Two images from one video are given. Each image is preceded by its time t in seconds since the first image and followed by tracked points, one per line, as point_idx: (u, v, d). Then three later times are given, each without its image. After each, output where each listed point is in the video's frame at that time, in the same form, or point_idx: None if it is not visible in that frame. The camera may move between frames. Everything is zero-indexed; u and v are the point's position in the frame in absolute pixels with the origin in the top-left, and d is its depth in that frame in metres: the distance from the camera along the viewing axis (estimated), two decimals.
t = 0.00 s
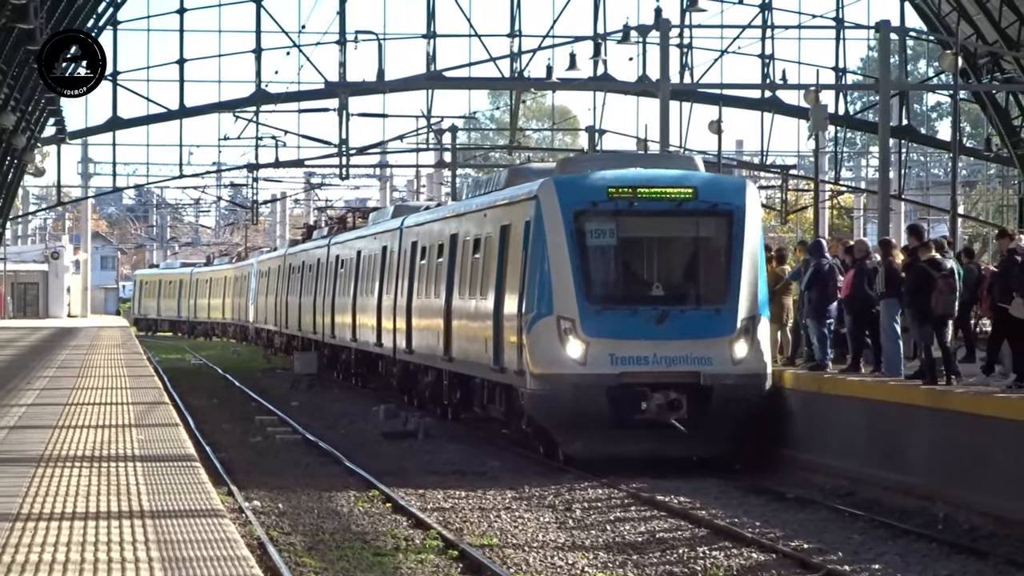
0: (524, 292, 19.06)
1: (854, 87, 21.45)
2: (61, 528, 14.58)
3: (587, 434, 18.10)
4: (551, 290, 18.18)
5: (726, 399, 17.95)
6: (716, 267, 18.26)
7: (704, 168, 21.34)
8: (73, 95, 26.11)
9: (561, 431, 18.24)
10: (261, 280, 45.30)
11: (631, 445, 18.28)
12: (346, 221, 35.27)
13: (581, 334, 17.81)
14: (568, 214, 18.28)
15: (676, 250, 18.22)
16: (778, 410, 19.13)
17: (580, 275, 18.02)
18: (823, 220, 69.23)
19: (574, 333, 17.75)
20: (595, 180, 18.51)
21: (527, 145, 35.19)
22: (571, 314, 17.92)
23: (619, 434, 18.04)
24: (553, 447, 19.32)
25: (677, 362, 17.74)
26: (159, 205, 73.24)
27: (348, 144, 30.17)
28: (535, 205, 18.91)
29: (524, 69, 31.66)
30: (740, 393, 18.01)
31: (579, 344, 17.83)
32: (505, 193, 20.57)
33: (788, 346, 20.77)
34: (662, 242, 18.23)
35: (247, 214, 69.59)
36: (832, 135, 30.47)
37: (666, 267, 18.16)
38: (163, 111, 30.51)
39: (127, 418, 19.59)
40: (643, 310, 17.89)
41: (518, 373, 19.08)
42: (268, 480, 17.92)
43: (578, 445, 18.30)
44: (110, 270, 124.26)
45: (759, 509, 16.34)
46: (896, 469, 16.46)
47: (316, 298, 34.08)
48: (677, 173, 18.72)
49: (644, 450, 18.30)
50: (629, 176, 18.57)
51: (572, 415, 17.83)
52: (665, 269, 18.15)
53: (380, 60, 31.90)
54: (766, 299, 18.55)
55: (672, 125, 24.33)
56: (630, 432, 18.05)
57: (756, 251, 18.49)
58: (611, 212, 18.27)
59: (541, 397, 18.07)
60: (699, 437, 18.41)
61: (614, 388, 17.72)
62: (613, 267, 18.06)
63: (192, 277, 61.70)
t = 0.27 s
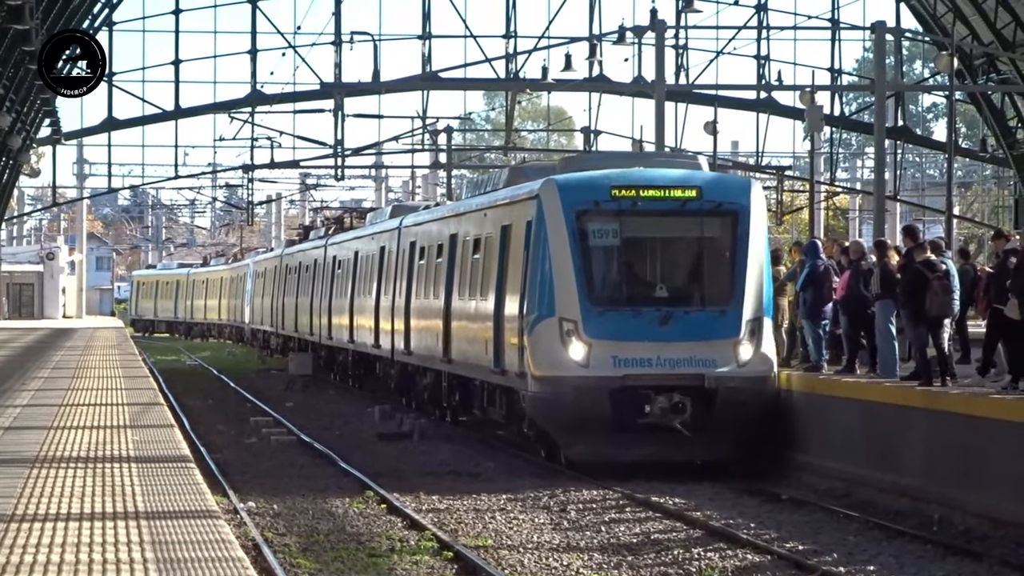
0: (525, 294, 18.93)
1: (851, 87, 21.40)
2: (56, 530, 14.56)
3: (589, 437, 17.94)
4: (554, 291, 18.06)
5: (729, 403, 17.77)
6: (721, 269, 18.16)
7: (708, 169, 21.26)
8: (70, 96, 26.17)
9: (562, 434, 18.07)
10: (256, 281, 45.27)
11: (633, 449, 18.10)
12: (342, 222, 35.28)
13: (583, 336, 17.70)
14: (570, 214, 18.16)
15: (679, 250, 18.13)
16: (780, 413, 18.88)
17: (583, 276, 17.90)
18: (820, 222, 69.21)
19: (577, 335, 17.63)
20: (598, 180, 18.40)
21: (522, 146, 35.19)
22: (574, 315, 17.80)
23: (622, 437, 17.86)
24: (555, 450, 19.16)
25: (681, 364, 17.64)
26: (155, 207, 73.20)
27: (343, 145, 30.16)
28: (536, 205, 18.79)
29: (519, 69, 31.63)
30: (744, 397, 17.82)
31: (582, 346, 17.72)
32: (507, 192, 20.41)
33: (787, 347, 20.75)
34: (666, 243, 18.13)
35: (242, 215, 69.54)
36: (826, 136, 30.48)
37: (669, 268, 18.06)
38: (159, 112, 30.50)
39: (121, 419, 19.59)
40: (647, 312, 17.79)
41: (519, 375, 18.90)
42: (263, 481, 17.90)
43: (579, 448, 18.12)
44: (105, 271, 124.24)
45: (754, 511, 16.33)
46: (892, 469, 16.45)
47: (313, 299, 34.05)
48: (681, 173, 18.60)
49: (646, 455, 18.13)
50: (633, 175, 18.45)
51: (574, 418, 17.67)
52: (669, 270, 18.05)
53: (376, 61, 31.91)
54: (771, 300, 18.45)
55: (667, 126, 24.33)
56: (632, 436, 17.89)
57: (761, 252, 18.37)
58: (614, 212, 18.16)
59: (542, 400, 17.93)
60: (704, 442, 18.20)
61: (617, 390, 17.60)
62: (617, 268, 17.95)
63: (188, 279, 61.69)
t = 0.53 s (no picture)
0: (529, 293, 18.43)
1: (847, 88, 21.42)
2: (52, 530, 14.55)
3: (593, 439, 17.51)
4: (558, 291, 17.57)
5: (736, 403, 17.31)
6: (729, 268, 17.64)
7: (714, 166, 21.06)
8: (72, 96, 26.22)
9: (566, 436, 17.59)
10: (254, 280, 45.32)
11: (639, 450, 17.65)
12: (340, 222, 35.33)
13: (588, 337, 17.23)
14: (575, 212, 17.63)
15: (686, 249, 17.62)
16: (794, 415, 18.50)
17: (587, 276, 17.40)
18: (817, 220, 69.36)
19: (581, 335, 17.16)
20: (603, 176, 17.86)
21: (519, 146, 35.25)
22: (578, 316, 17.32)
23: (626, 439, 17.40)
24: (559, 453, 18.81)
25: (687, 365, 17.17)
26: (153, 207, 73.38)
27: (341, 145, 30.19)
28: (540, 202, 18.26)
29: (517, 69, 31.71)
30: (752, 397, 17.36)
31: (586, 347, 17.25)
32: (510, 189, 19.98)
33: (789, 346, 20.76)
34: (673, 242, 17.61)
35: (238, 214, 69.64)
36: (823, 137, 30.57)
37: (676, 267, 17.56)
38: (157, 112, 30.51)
39: (118, 420, 19.59)
40: (652, 312, 17.31)
41: (523, 376, 18.48)
42: (261, 481, 17.91)
43: (584, 450, 17.67)
44: (102, 270, 124.46)
45: (752, 510, 16.33)
46: (889, 470, 16.45)
47: (311, 299, 34.07)
48: (687, 169, 18.05)
49: (650, 457, 17.66)
50: (638, 171, 17.92)
51: (577, 421, 17.20)
52: (675, 269, 17.54)
53: (373, 60, 31.94)
54: (780, 300, 17.92)
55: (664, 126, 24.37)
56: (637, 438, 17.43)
57: (770, 250, 17.85)
58: (619, 210, 17.63)
59: (545, 402, 17.48)
60: (713, 443, 17.75)
61: (622, 392, 17.12)
62: (622, 267, 17.45)
63: (186, 278, 61.87)
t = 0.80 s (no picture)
0: (533, 293, 18.14)
1: (845, 89, 21.40)
2: (50, 530, 14.55)
3: (599, 442, 17.20)
4: (563, 291, 17.27)
5: (744, 406, 17.02)
6: (737, 267, 17.37)
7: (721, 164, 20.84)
8: (72, 96, 26.21)
9: (572, 438, 17.30)
10: (253, 280, 45.33)
11: (646, 453, 17.34)
12: (338, 223, 35.34)
13: (595, 338, 16.93)
14: (581, 211, 17.34)
15: (694, 249, 17.34)
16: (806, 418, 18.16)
17: (594, 276, 17.12)
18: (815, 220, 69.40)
19: (588, 337, 16.86)
20: (609, 175, 17.56)
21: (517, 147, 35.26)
22: (584, 316, 17.02)
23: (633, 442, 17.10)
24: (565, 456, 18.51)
25: (695, 367, 16.91)
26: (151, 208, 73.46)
27: (339, 146, 30.17)
28: (545, 200, 17.95)
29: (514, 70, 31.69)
30: (762, 399, 17.05)
31: (593, 348, 16.95)
32: (512, 189, 19.75)
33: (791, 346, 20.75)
34: (680, 241, 17.34)
35: (236, 215, 69.69)
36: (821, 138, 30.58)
37: (683, 267, 17.28)
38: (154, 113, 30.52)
39: (116, 420, 19.60)
40: (660, 313, 17.03)
41: (528, 378, 18.19)
42: (259, 482, 17.91)
43: (591, 453, 17.37)
44: (101, 272, 124.63)
45: (750, 510, 16.34)
46: (889, 470, 16.43)
47: (311, 301, 34.06)
48: (695, 167, 17.76)
49: (657, 460, 17.37)
50: (646, 169, 17.63)
51: (584, 423, 16.89)
52: (683, 269, 17.27)
53: (371, 61, 31.94)
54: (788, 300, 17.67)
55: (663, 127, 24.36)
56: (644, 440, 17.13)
57: (779, 250, 17.59)
58: (626, 209, 17.34)
59: (550, 404, 17.18)
60: (721, 445, 17.46)
61: (629, 394, 16.83)
62: (629, 267, 17.16)
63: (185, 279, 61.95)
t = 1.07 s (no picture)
0: (537, 293, 17.99)
1: (841, 89, 21.38)
2: (46, 531, 14.55)
3: (606, 444, 17.07)
4: (567, 291, 17.11)
5: (751, 407, 16.86)
6: (744, 267, 17.22)
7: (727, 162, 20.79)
8: (71, 96, 26.22)
9: (576, 440, 17.16)
10: (251, 280, 45.31)
11: (651, 455, 17.26)
12: (335, 222, 35.32)
13: (599, 338, 16.77)
14: (585, 209, 17.20)
15: (700, 248, 17.20)
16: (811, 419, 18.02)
17: (598, 276, 16.98)
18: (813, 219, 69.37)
19: (593, 337, 16.71)
20: (614, 173, 17.42)
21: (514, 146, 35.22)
22: (589, 317, 16.86)
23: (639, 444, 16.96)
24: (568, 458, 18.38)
25: (701, 368, 16.74)
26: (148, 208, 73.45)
27: (335, 145, 30.13)
28: (549, 199, 17.80)
29: (511, 70, 31.66)
30: (769, 401, 16.91)
31: (597, 348, 16.79)
32: (514, 188, 19.61)
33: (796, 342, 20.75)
34: (686, 240, 17.20)
35: (231, 214, 69.67)
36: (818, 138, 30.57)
37: (690, 267, 17.13)
38: (150, 112, 30.48)
39: (113, 420, 19.61)
40: (665, 313, 16.88)
41: (530, 379, 18.04)
42: (254, 482, 17.93)
43: (595, 455, 17.25)
44: (97, 272, 124.78)
45: (747, 510, 16.35)
46: (884, 468, 16.45)
47: (308, 300, 34.04)
48: (700, 164, 17.63)
49: (664, 463, 17.27)
50: (651, 167, 17.49)
51: (589, 425, 16.73)
52: (689, 269, 17.12)
53: (366, 61, 31.91)
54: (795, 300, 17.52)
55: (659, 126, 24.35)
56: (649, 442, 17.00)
57: (785, 249, 17.45)
58: (631, 207, 17.20)
59: (554, 405, 17.04)
60: (728, 447, 17.32)
61: (635, 395, 16.66)
62: (634, 266, 17.01)
63: (183, 279, 61.93)
